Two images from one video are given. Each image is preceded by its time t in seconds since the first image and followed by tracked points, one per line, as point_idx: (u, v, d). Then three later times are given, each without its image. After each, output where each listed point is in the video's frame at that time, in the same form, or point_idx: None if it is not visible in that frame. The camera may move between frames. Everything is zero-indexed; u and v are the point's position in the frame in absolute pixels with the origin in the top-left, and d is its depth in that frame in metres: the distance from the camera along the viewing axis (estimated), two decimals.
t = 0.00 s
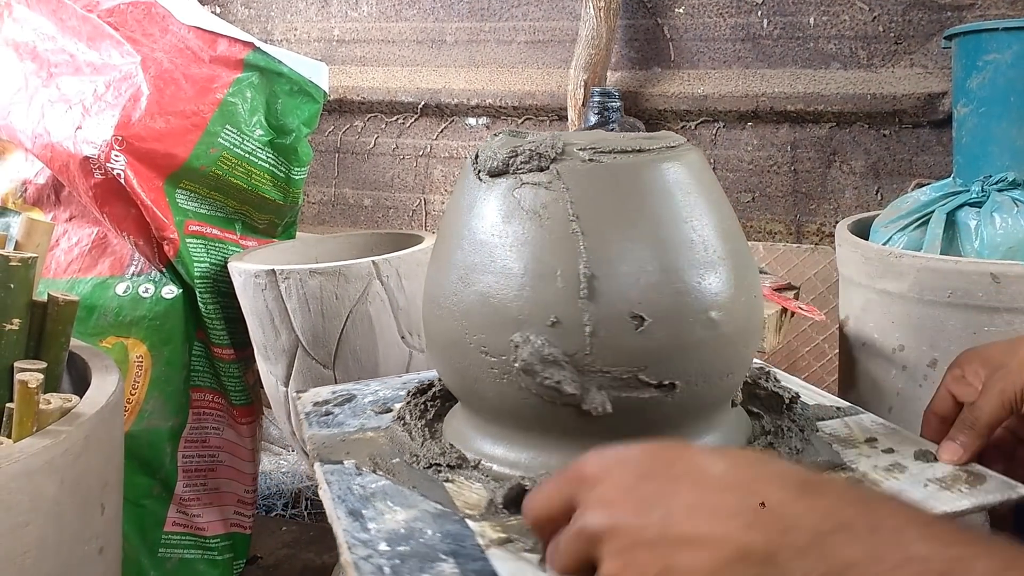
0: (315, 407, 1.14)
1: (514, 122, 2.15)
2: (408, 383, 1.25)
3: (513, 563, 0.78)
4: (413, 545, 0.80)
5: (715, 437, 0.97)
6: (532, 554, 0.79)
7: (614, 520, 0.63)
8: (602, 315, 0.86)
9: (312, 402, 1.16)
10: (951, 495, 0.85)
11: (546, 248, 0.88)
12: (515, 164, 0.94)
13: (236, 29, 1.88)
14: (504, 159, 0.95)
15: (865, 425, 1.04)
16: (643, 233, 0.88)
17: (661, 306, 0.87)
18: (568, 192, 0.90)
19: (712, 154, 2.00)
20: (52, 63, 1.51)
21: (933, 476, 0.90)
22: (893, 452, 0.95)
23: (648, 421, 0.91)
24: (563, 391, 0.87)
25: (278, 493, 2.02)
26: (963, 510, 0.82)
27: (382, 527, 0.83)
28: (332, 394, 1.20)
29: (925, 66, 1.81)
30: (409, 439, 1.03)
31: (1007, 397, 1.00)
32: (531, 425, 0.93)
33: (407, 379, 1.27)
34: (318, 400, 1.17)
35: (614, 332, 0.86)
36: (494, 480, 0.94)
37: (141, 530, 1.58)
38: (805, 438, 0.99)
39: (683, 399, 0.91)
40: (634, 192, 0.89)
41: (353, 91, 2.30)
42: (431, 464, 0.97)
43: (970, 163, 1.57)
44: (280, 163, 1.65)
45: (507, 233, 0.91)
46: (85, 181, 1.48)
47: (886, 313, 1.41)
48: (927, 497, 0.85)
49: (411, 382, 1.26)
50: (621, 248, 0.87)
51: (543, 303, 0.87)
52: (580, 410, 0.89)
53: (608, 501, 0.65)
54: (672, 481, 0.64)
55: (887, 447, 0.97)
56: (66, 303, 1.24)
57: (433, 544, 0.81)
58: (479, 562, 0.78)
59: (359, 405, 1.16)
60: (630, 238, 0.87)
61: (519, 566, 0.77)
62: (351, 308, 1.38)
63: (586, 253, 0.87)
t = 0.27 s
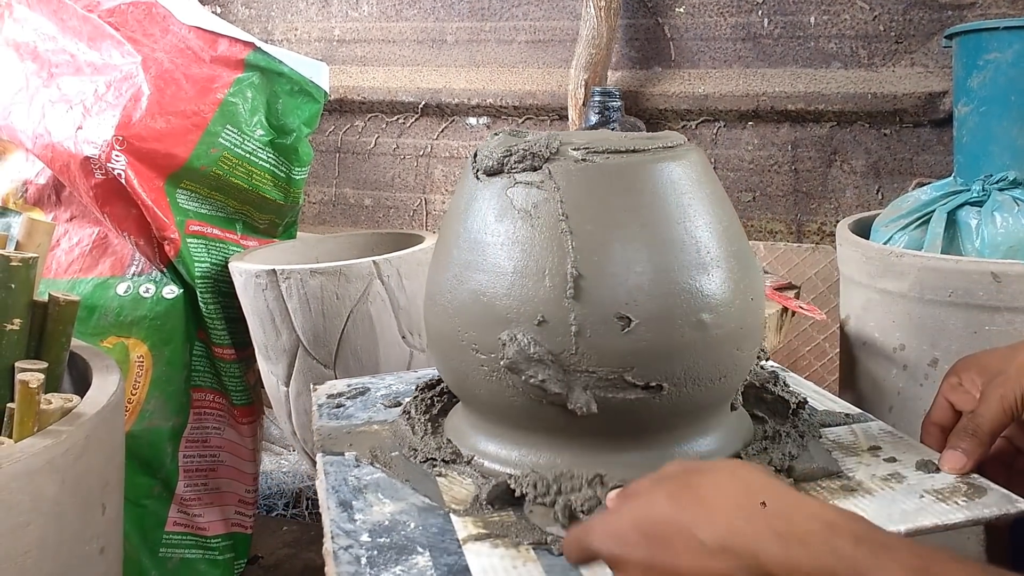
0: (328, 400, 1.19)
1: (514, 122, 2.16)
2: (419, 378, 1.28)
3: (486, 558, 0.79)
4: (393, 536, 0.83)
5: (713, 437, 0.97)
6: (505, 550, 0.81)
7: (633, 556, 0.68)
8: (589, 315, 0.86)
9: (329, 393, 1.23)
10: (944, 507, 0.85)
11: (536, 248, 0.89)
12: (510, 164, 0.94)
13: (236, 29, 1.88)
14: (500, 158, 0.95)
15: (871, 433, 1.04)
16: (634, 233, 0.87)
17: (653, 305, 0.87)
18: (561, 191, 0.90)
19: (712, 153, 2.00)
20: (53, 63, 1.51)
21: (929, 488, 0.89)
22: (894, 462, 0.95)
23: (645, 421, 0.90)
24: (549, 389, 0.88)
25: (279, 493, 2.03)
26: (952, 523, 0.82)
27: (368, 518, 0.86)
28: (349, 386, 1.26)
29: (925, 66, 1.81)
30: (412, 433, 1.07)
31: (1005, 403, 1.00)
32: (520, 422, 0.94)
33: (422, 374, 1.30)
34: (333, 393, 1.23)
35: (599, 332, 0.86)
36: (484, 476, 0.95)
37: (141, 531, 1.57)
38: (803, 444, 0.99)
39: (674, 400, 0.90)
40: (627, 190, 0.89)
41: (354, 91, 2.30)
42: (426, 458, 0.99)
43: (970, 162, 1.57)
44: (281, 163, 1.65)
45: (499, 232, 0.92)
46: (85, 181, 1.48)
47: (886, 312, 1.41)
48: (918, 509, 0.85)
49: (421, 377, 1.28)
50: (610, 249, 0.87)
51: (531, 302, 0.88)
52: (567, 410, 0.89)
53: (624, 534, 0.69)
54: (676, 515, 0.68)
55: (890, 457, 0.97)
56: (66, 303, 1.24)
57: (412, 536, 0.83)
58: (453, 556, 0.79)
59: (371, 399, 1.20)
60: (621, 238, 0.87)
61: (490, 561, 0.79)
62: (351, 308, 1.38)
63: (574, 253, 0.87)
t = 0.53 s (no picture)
0: (329, 400, 1.19)
1: (514, 122, 2.16)
2: (420, 377, 1.28)
3: (485, 558, 0.79)
4: (394, 535, 0.83)
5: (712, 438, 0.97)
6: (505, 550, 0.81)
7: (732, 530, 0.59)
8: (588, 315, 0.86)
9: (330, 393, 1.23)
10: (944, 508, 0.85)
11: (535, 248, 0.89)
12: (510, 164, 0.94)
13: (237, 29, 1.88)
14: (500, 158, 0.95)
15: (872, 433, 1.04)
16: (635, 233, 0.87)
17: (652, 305, 0.87)
18: (560, 191, 0.90)
19: (712, 153, 2.00)
20: (53, 63, 1.51)
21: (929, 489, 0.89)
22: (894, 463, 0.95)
23: (643, 421, 0.91)
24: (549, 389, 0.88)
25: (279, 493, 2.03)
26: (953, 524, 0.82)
27: (368, 518, 0.86)
28: (350, 386, 1.26)
29: (926, 65, 1.81)
30: (412, 433, 1.07)
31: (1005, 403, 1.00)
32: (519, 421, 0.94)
33: (424, 374, 1.30)
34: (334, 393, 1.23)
35: (599, 332, 0.86)
36: (484, 476, 0.95)
37: (141, 530, 1.57)
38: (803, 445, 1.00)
39: (673, 400, 0.90)
40: (626, 189, 0.89)
41: (354, 91, 2.30)
42: (426, 458, 0.99)
43: (971, 161, 1.57)
44: (281, 162, 1.65)
45: (500, 232, 0.92)
46: (86, 181, 1.48)
47: (887, 312, 1.41)
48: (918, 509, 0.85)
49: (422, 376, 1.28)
50: (610, 249, 0.87)
51: (530, 302, 0.88)
52: (567, 410, 0.90)
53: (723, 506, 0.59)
54: (785, 484, 0.58)
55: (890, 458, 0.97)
56: (66, 303, 1.24)
57: (413, 536, 0.83)
58: (452, 556, 0.79)
59: (371, 398, 1.20)
60: (621, 238, 0.87)
61: (489, 562, 0.79)
62: (352, 308, 1.38)
63: (574, 253, 0.87)
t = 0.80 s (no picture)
0: (330, 399, 1.19)
1: (514, 122, 2.16)
2: (421, 377, 1.28)
3: (481, 558, 0.79)
4: (392, 535, 0.83)
5: (712, 438, 0.98)
6: (501, 549, 0.81)
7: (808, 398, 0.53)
8: (586, 316, 0.86)
9: (331, 391, 1.23)
10: (944, 509, 0.85)
11: (534, 248, 0.89)
12: (509, 165, 0.94)
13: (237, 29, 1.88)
14: (499, 158, 0.95)
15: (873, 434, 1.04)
16: (634, 234, 0.87)
17: (651, 306, 0.87)
18: (559, 191, 0.90)
19: (712, 153, 2.00)
20: (53, 63, 1.51)
21: (929, 490, 0.89)
22: (894, 465, 0.96)
23: (642, 422, 0.90)
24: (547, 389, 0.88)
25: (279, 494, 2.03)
26: (952, 526, 0.82)
27: (367, 517, 0.86)
28: (352, 385, 1.26)
29: (925, 65, 1.81)
30: (412, 432, 1.07)
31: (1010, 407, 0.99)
32: (517, 421, 0.94)
33: (426, 373, 1.30)
34: (336, 392, 1.23)
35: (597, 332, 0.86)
36: (482, 475, 0.95)
37: (141, 530, 1.57)
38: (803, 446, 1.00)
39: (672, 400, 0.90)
40: (625, 189, 0.89)
41: (354, 91, 2.30)
42: (426, 458, 0.99)
43: (971, 161, 1.57)
44: (281, 162, 1.65)
45: (499, 232, 0.92)
46: (86, 181, 1.48)
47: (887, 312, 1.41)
48: (917, 511, 0.85)
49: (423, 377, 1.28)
50: (609, 248, 0.87)
51: (529, 303, 0.88)
52: (566, 409, 0.90)
53: (805, 372, 0.53)
54: (867, 353, 0.53)
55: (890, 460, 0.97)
56: (66, 303, 1.24)
57: (411, 535, 0.83)
58: (449, 555, 0.79)
59: (372, 398, 1.20)
60: (620, 238, 0.87)
61: (486, 561, 0.79)
62: (351, 308, 1.38)
63: (573, 253, 0.87)
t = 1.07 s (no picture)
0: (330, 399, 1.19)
1: (514, 122, 2.16)
2: (421, 377, 1.28)
3: (481, 558, 0.79)
4: (392, 535, 0.83)
5: (712, 437, 0.98)
6: (501, 549, 0.81)
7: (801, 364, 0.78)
8: (586, 316, 0.86)
9: (332, 391, 1.23)
10: (943, 510, 0.85)
11: (534, 248, 0.89)
12: (509, 165, 0.94)
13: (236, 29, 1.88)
14: (499, 157, 0.95)
15: (873, 435, 1.05)
16: (633, 234, 0.87)
17: (651, 306, 0.87)
18: (558, 191, 0.90)
19: (712, 153, 2.00)
20: (53, 63, 1.51)
21: (929, 490, 0.89)
22: (894, 465, 0.96)
23: (642, 422, 0.90)
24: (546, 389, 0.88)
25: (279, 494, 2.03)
26: (952, 526, 0.82)
27: (366, 517, 0.86)
28: (353, 384, 1.26)
29: (925, 65, 1.82)
30: (412, 431, 1.07)
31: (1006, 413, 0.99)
32: (517, 421, 0.94)
33: (426, 373, 1.30)
34: (337, 391, 1.23)
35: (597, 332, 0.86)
36: (482, 476, 0.95)
37: (141, 530, 1.57)
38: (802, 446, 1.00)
39: (671, 400, 0.90)
40: (624, 188, 0.89)
41: (354, 91, 2.30)
42: (426, 458, 0.99)
43: (971, 162, 1.57)
44: (281, 162, 1.65)
45: (499, 231, 0.92)
46: (85, 181, 1.47)
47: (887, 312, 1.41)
48: (917, 511, 0.85)
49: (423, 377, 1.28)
50: (609, 248, 0.87)
51: (529, 303, 0.88)
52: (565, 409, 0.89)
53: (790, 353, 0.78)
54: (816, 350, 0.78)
55: (890, 460, 0.97)
56: (66, 303, 1.24)
57: (412, 535, 0.83)
58: (449, 555, 0.79)
59: (373, 398, 1.20)
60: (620, 238, 0.87)
61: (485, 561, 0.79)
62: (351, 308, 1.38)
63: (573, 253, 0.87)
